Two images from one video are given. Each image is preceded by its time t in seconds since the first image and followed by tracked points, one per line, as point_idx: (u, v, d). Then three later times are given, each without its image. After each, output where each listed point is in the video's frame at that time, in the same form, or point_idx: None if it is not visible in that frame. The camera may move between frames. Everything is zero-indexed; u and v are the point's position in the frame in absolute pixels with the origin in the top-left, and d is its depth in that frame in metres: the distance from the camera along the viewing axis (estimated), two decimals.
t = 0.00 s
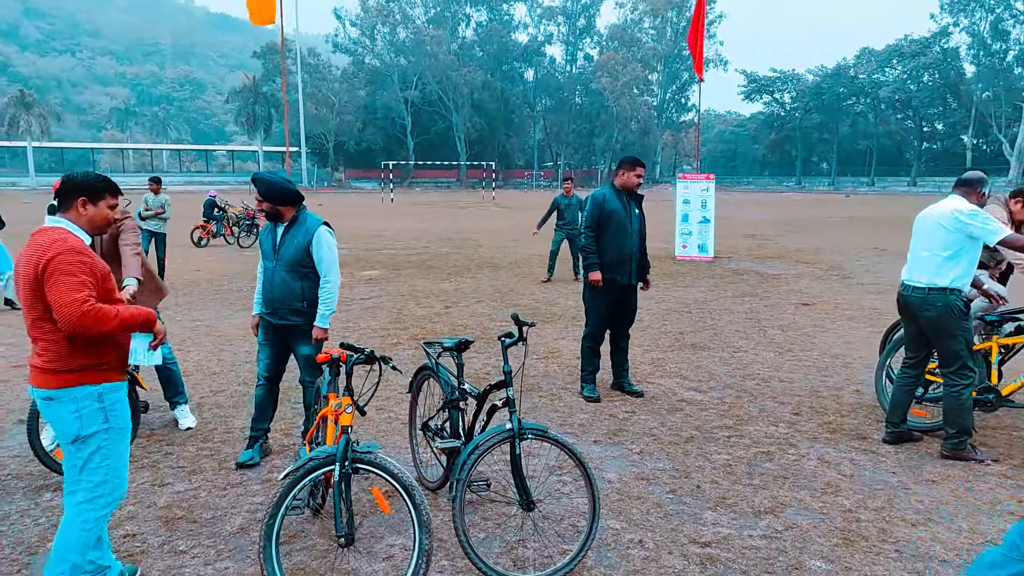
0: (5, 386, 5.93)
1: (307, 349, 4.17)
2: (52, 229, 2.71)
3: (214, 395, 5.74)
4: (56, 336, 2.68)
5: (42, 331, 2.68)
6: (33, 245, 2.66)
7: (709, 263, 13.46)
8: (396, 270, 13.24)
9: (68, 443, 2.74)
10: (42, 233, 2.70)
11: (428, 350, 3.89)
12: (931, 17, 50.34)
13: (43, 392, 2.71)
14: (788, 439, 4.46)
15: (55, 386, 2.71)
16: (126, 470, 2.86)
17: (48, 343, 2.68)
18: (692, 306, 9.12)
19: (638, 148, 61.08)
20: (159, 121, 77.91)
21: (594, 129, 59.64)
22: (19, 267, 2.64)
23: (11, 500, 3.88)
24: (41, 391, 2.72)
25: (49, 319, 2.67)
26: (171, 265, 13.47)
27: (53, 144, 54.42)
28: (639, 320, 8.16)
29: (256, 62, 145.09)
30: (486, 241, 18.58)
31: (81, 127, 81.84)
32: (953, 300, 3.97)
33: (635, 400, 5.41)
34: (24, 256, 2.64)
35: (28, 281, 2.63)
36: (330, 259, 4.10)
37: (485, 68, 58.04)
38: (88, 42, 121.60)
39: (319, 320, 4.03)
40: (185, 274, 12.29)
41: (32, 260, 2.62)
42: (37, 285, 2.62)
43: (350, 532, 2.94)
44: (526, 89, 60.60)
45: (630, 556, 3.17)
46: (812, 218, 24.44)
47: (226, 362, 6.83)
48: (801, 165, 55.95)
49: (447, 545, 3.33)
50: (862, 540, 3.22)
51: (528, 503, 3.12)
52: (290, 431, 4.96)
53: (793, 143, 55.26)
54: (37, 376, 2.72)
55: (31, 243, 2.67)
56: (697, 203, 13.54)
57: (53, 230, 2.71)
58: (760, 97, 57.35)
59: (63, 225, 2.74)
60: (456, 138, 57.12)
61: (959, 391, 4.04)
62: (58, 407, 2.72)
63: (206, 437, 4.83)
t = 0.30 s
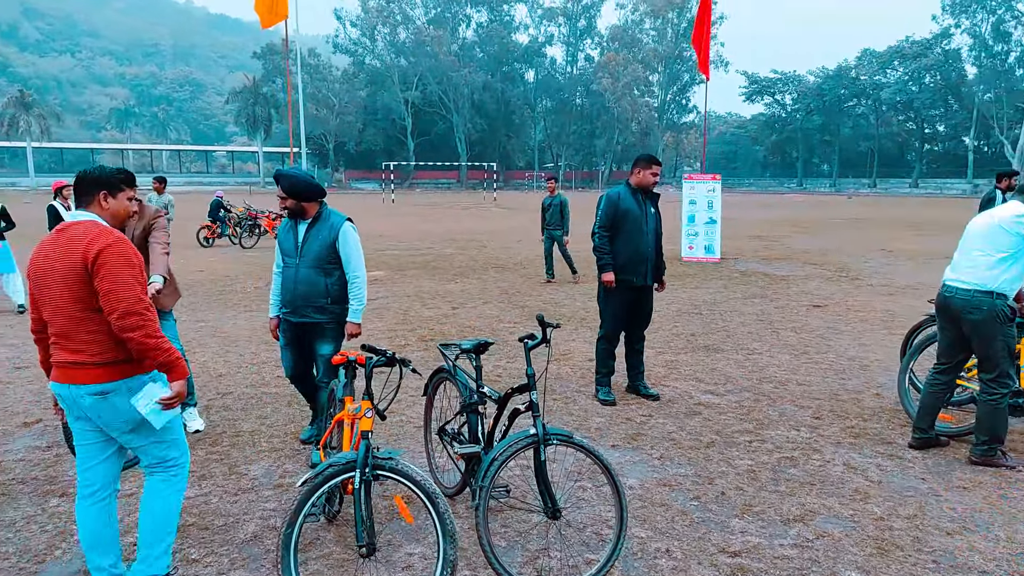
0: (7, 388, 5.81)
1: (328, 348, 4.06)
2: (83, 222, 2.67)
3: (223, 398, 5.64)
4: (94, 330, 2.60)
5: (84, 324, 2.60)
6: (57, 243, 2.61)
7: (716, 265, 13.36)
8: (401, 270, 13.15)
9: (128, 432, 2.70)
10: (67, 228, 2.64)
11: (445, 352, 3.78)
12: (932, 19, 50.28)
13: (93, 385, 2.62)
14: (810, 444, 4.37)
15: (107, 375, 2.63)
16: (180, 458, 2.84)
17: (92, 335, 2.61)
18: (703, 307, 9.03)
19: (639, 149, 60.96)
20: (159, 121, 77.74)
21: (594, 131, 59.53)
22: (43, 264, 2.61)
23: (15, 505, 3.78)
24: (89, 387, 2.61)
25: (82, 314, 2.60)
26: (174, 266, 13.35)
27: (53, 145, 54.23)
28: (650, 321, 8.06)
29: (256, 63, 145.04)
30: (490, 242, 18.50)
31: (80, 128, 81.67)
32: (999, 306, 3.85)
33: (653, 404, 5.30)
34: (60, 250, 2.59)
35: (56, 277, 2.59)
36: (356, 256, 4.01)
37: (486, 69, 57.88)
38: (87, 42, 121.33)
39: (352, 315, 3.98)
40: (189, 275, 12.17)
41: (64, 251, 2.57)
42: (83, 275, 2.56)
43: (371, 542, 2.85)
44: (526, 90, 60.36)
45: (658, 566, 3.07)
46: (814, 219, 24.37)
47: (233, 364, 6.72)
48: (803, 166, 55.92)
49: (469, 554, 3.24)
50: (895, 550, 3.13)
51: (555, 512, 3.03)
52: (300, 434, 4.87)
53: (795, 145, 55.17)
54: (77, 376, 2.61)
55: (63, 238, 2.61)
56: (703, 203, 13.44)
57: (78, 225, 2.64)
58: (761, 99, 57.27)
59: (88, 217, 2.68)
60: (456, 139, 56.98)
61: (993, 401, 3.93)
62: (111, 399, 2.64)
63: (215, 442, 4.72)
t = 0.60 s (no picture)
0: (68, 381, 5.92)
1: (385, 341, 3.99)
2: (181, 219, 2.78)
3: (275, 395, 5.66)
4: (196, 319, 2.73)
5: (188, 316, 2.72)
6: (158, 236, 2.72)
7: (766, 267, 13.05)
8: (447, 270, 13.14)
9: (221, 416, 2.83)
10: (164, 223, 2.74)
11: (502, 350, 3.68)
12: (989, 15, 48.58)
13: (195, 372, 2.73)
14: (882, 454, 4.17)
15: (207, 364, 2.76)
16: (249, 442, 3.00)
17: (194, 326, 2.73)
18: (756, 309, 8.80)
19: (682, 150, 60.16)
20: (207, 123, 79.49)
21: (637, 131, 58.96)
22: (140, 256, 2.72)
23: (76, 497, 3.81)
24: (191, 373, 2.72)
25: (183, 302, 2.72)
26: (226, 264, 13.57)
27: (107, 146, 55.81)
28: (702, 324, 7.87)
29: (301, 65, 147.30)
30: (533, 242, 18.42)
31: (133, 129, 83.93)
32: None
33: (710, 409, 5.15)
34: (169, 246, 2.70)
35: (159, 269, 2.70)
36: (414, 250, 3.98)
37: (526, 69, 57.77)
38: (140, 45, 124.63)
39: (409, 308, 3.94)
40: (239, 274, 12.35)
41: (169, 244, 2.70)
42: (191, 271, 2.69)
43: (431, 547, 2.77)
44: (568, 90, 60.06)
45: None
46: (867, 221, 23.69)
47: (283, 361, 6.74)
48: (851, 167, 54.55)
49: (530, 561, 3.15)
50: (982, 571, 2.94)
51: (620, 520, 2.91)
52: (353, 432, 4.84)
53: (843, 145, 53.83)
54: (178, 361, 2.72)
55: (168, 233, 2.71)
56: (753, 204, 13.13)
57: (176, 221, 2.75)
58: (807, 98, 56.12)
59: (184, 213, 2.79)
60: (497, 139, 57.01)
61: None
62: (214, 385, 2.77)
63: (269, 439, 4.72)
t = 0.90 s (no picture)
0: (210, 361, 6.36)
1: (514, 328, 4.05)
2: (362, 213, 3.08)
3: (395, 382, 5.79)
4: (370, 303, 3.07)
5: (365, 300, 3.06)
6: (341, 227, 3.05)
7: (906, 275, 12.14)
8: (563, 270, 13.12)
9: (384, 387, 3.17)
10: (346, 216, 3.06)
11: (624, 351, 3.58)
12: None
13: (366, 348, 3.08)
14: None
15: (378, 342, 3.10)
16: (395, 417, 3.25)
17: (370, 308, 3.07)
18: (896, 320, 8.20)
19: (810, 151, 57.26)
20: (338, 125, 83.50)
21: (762, 131, 56.65)
22: (327, 244, 3.05)
23: (216, 468, 4.06)
24: (363, 348, 3.08)
25: (359, 289, 3.05)
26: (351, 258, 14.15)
27: (247, 146, 59.69)
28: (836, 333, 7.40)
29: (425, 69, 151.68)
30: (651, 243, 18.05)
31: (270, 132, 89.38)
32: None
33: (846, 423, 4.83)
34: (352, 239, 3.03)
35: (344, 258, 3.03)
36: (539, 240, 4.00)
37: (646, 68, 56.85)
38: (280, 53, 132.53)
39: (533, 296, 3.98)
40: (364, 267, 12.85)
41: (354, 236, 3.03)
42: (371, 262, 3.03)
43: (551, 543, 2.75)
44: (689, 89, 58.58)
45: None
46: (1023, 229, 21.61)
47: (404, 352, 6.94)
48: (1004, 170, 50.00)
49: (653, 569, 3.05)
50: None
51: (751, 532, 2.77)
52: (471, 425, 4.89)
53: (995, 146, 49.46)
54: (352, 339, 3.07)
55: (352, 229, 3.04)
56: (894, 207, 12.23)
57: (356, 215, 3.07)
58: (953, 95, 52.00)
59: (359, 208, 3.09)
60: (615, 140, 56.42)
61: None
62: (381, 358, 3.12)
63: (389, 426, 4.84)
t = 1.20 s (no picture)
0: (361, 347, 6.72)
1: (681, 319, 3.97)
2: (533, 201, 3.32)
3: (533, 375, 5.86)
4: (541, 283, 3.31)
5: (534, 280, 3.31)
6: (514, 211, 3.30)
7: None
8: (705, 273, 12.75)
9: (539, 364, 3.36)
10: (518, 201, 3.31)
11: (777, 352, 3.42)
12: None
13: (528, 324, 3.31)
14: None
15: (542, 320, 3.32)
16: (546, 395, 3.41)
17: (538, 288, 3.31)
18: None
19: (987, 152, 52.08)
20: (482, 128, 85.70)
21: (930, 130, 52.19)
22: (502, 224, 3.32)
23: (365, 446, 4.29)
24: (526, 324, 3.31)
25: (530, 270, 3.30)
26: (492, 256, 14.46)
27: (396, 149, 62.57)
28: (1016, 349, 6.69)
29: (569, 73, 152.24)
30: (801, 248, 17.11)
31: (419, 136, 93.16)
32: None
33: None
34: (527, 224, 3.28)
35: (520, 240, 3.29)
36: (694, 229, 3.98)
37: (800, 65, 54.07)
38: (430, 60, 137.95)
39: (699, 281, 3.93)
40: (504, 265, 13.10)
41: (526, 220, 3.28)
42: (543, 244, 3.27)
43: (697, 542, 2.67)
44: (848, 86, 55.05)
45: None
46: None
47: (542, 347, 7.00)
48: None
49: None
50: None
51: (919, 552, 2.59)
52: (610, 421, 4.85)
53: None
54: (520, 314, 3.30)
55: (528, 213, 3.29)
56: None
57: (527, 200, 3.31)
58: None
59: (530, 195, 3.34)
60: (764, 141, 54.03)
61: None
62: (538, 335, 3.32)
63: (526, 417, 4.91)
